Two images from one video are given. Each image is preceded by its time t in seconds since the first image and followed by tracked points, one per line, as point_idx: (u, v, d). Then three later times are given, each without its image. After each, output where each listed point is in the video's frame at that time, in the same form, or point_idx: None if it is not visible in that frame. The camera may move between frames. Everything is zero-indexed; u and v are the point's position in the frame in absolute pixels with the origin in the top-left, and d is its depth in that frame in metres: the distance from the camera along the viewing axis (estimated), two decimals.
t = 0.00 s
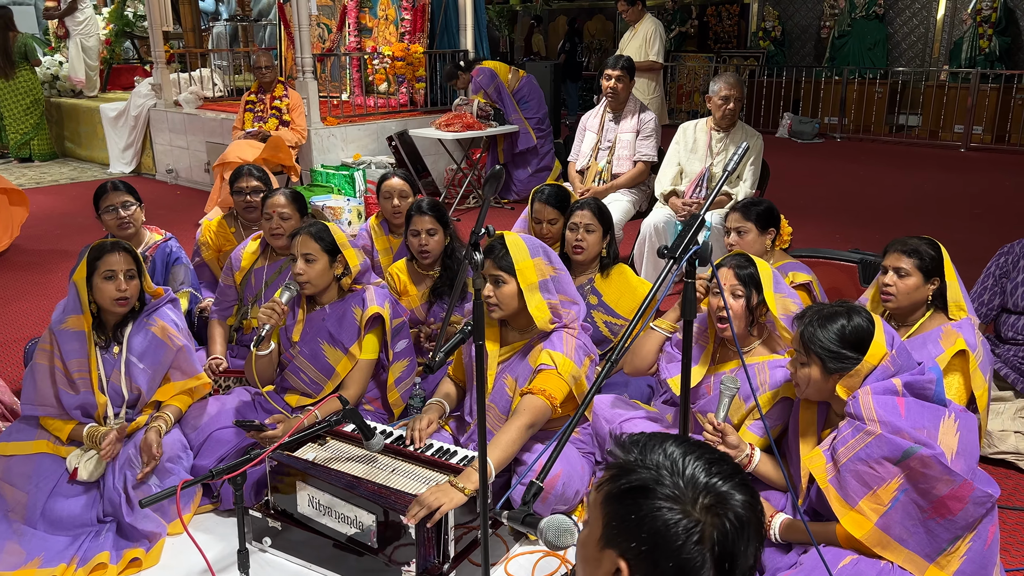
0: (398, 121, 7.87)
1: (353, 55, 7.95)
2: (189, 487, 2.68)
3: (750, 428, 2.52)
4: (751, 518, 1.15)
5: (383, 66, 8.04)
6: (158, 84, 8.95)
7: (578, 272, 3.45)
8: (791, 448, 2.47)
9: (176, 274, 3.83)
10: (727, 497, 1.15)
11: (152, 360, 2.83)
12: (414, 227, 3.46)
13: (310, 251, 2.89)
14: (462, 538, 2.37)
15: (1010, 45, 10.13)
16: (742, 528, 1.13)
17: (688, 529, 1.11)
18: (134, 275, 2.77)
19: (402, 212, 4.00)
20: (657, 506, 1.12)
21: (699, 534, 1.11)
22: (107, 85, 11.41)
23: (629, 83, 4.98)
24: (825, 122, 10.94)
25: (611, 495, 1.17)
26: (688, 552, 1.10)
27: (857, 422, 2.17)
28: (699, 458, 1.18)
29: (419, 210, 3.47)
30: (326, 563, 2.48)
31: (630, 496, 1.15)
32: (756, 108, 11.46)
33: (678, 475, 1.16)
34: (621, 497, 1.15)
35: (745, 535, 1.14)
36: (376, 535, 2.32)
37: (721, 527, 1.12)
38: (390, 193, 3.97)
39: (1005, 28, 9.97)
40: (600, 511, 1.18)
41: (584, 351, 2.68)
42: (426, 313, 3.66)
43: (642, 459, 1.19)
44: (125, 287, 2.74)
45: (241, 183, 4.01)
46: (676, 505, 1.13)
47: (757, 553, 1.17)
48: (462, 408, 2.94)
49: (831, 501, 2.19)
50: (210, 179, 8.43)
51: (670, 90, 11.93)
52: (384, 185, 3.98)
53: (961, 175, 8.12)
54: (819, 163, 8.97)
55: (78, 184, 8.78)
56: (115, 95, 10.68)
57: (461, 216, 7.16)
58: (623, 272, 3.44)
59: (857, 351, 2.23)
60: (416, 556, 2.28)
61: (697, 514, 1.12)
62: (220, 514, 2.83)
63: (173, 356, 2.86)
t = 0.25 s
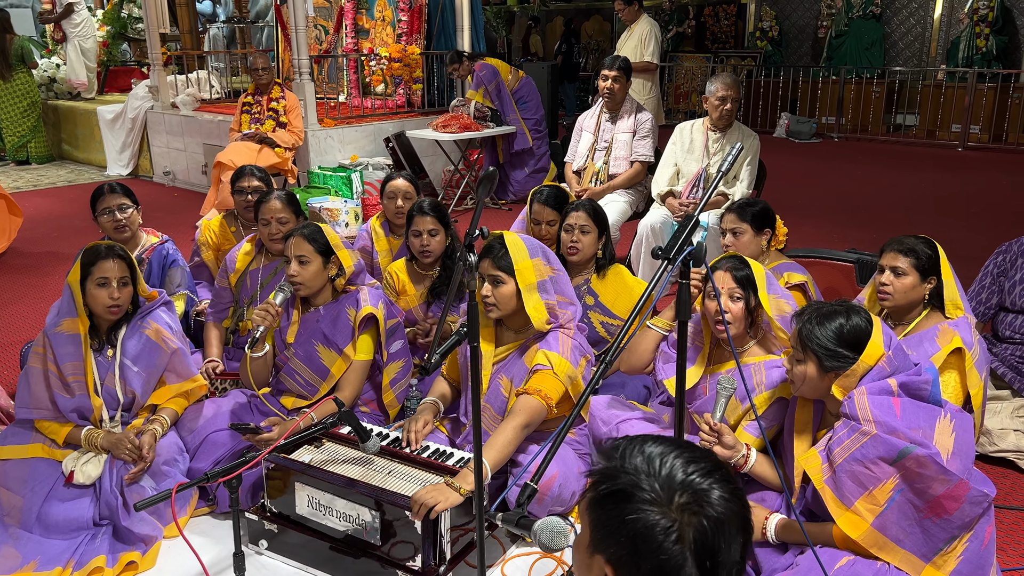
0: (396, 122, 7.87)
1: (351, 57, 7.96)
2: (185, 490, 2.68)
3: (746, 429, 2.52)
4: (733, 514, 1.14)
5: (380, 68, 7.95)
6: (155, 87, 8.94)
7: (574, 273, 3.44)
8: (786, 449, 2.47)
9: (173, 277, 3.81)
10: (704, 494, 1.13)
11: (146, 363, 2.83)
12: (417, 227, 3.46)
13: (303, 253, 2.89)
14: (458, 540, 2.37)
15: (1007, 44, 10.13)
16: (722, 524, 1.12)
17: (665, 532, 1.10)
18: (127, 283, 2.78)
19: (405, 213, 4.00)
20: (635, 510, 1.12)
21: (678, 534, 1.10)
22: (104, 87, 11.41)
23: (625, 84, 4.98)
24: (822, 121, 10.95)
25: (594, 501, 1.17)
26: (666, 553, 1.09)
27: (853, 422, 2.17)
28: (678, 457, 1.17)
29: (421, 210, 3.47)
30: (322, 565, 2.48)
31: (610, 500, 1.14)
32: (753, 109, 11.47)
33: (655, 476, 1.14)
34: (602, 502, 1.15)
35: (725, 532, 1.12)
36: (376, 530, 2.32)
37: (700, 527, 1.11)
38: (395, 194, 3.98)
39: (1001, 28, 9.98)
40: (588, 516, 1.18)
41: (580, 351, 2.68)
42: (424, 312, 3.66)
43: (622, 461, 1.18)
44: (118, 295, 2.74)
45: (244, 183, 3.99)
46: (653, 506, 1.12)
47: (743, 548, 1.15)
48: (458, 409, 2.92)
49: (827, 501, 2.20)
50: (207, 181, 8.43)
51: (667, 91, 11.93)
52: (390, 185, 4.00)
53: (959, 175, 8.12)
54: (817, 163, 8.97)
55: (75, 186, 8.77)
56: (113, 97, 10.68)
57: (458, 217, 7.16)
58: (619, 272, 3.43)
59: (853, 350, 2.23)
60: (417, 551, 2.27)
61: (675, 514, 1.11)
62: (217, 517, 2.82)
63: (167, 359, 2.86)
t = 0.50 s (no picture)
0: (393, 123, 7.87)
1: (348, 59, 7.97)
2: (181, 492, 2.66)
3: (743, 430, 2.50)
4: (722, 517, 1.14)
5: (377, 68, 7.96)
6: (152, 88, 8.95)
7: (570, 275, 3.43)
8: (783, 450, 2.47)
9: (168, 279, 3.79)
10: (693, 498, 1.14)
11: (137, 366, 2.83)
12: (419, 230, 3.44)
13: (297, 256, 2.88)
14: (455, 542, 2.38)
15: (1005, 43, 10.12)
16: (711, 529, 1.13)
17: (657, 536, 1.10)
18: (112, 287, 2.77)
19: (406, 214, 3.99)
20: (626, 515, 1.12)
21: (669, 539, 1.10)
22: (102, 89, 11.40)
23: (622, 84, 4.97)
24: (820, 120, 10.95)
25: (583, 506, 1.16)
26: (658, 558, 1.10)
27: (850, 422, 2.17)
28: (666, 461, 1.17)
29: (423, 213, 3.45)
30: (319, 568, 2.47)
31: (599, 505, 1.14)
32: (751, 108, 11.48)
33: (643, 481, 1.15)
34: (591, 507, 1.15)
35: (715, 535, 1.13)
36: (368, 539, 2.31)
37: (690, 531, 1.11)
38: (397, 195, 3.97)
39: (999, 26, 9.98)
40: (575, 521, 1.18)
41: (576, 353, 2.67)
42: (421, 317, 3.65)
43: (610, 466, 1.18)
44: (103, 301, 2.74)
45: (241, 184, 4.01)
46: (644, 511, 1.12)
47: (731, 548, 1.16)
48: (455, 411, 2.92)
49: (824, 502, 2.19)
50: (205, 183, 8.43)
51: (665, 90, 11.94)
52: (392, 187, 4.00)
53: (956, 174, 8.12)
54: (815, 163, 8.96)
55: (73, 188, 8.77)
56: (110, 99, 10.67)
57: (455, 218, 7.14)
58: (614, 272, 3.42)
59: (852, 352, 2.23)
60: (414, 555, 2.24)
61: (665, 519, 1.12)
62: (213, 520, 2.82)
63: (158, 361, 2.87)
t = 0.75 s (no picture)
0: (390, 124, 7.87)
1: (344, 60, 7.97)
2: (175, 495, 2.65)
3: (736, 432, 2.50)
4: (709, 522, 1.14)
5: (374, 70, 7.85)
6: (148, 90, 8.95)
7: (563, 276, 3.43)
8: (777, 453, 2.46)
9: (162, 281, 3.80)
10: (680, 504, 1.13)
11: (129, 368, 2.82)
12: (414, 236, 3.39)
13: (291, 258, 2.88)
14: (448, 545, 2.37)
15: (1001, 42, 10.13)
16: (698, 535, 1.12)
17: (643, 543, 1.10)
18: (102, 289, 2.77)
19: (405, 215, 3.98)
20: (612, 521, 1.12)
21: (655, 545, 1.10)
22: (99, 91, 11.40)
23: (618, 85, 4.97)
24: (818, 120, 10.96)
25: (570, 511, 1.17)
26: (644, 564, 1.10)
27: (846, 426, 2.16)
28: (653, 467, 1.17)
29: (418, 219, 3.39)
30: (313, 571, 2.47)
31: (586, 511, 1.14)
32: (749, 108, 11.49)
33: (630, 487, 1.14)
34: (578, 512, 1.15)
35: (701, 541, 1.12)
36: (366, 536, 2.31)
37: (676, 537, 1.11)
38: (395, 196, 3.96)
39: (996, 25, 9.98)
40: (564, 525, 1.18)
41: (570, 354, 2.67)
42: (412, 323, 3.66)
43: (598, 471, 1.18)
44: (92, 304, 2.74)
45: (224, 189, 4.00)
46: (629, 517, 1.12)
47: (719, 554, 1.16)
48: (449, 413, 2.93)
49: (819, 506, 2.19)
50: (201, 184, 8.43)
51: (662, 90, 11.94)
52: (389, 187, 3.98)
53: (953, 173, 8.12)
54: (812, 162, 8.96)
55: (69, 190, 8.76)
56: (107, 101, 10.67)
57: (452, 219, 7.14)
58: (607, 273, 3.42)
59: (848, 357, 2.19)
60: (407, 557, 2.25)
61: (652, 524, 1.11)
62: (207, 523, 2.81)
63: (151, 363, 2.86)
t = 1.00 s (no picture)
0: (387, 125, 7.88)
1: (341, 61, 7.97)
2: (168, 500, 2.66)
3: (728, 434, 2.50)
4: (691, 525, 1.15)
5: (370, 71, 7.89)
6: (146, 92, 8.96)
7: (555, 278, 3.43)
8: (770, 457, 2.46)
9: (157, 283, 3.79)
10: (662, 507, 1.13)
11: (127, 372, 2.82)
12: (406, 244, 3.40)
13: (286, 260, 2.89)
14: (441, 547, 2.37)
15: (999, 42, 10.13)
16: (680, 537, 1.13)
17: (624, 546, 1.10)
18: (102, 292, 2.77)
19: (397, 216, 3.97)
20: (594, 525, 1.12)
21: (637, 549, 1.11)
22: (97, 93, 11.39)
23: (613, 85, 4.97)
24: (816, 120, 10.97)
25: (553, 516, 1.17)
26: (626, 567, 1.10)
27: (839, 432, 2.15)
28: (635, 470, 1.17)
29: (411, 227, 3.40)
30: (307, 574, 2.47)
31: (569, 516, 1.15)
32: (747, 108, 11.50)
33: (612, 490, 1.15)
34: (561, 517, 1.16)
35: (683, 543, 1.13)
36: (354, 545, 2.31)
37: (659, 540, 1.11)
38: (388, 198, 3.95)
39: (993, 25, 9.98)
40: (547, 530, 1.19)
41: (562, 356, 2.67)
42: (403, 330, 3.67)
43: (580, 475, 1.18)
44: (92, 306, 2.74)
45: (211, 194, 3.98)
46: (612, 521, 1.12)
47: (701, 557, 1.16)
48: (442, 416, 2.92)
49: (811, 510, 2.19)
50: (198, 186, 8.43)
51: (660, 90, 11.94)
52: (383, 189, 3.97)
53: (950, 172, 8.12)
54: (810, 163, 8.96)
55: (66, 193, 8.77)
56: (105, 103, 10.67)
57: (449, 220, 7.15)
58: (599, 275, 3.43)
59: (841, 363, 2.18)
60: (396, 564, 2.26)
61: (634, 527, 1.12)
62: (201, 526, 2.81)
63: (148, 367, 2.86)
